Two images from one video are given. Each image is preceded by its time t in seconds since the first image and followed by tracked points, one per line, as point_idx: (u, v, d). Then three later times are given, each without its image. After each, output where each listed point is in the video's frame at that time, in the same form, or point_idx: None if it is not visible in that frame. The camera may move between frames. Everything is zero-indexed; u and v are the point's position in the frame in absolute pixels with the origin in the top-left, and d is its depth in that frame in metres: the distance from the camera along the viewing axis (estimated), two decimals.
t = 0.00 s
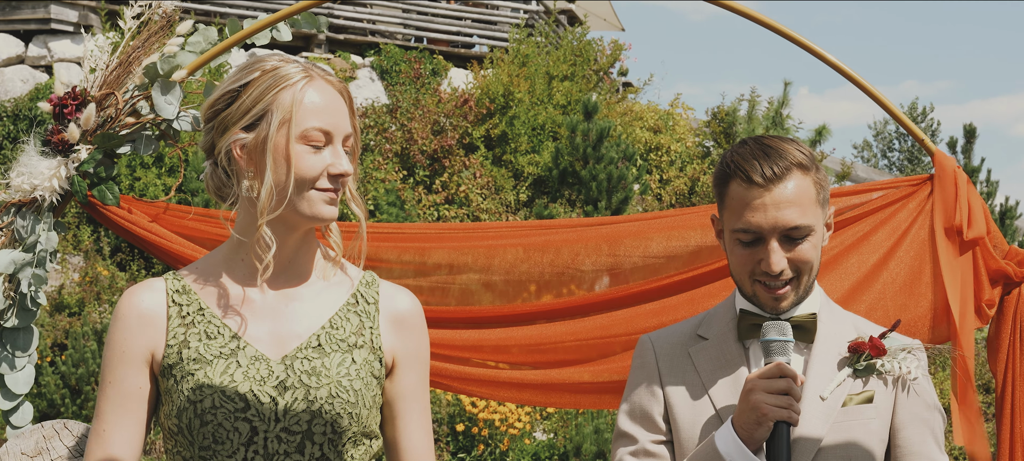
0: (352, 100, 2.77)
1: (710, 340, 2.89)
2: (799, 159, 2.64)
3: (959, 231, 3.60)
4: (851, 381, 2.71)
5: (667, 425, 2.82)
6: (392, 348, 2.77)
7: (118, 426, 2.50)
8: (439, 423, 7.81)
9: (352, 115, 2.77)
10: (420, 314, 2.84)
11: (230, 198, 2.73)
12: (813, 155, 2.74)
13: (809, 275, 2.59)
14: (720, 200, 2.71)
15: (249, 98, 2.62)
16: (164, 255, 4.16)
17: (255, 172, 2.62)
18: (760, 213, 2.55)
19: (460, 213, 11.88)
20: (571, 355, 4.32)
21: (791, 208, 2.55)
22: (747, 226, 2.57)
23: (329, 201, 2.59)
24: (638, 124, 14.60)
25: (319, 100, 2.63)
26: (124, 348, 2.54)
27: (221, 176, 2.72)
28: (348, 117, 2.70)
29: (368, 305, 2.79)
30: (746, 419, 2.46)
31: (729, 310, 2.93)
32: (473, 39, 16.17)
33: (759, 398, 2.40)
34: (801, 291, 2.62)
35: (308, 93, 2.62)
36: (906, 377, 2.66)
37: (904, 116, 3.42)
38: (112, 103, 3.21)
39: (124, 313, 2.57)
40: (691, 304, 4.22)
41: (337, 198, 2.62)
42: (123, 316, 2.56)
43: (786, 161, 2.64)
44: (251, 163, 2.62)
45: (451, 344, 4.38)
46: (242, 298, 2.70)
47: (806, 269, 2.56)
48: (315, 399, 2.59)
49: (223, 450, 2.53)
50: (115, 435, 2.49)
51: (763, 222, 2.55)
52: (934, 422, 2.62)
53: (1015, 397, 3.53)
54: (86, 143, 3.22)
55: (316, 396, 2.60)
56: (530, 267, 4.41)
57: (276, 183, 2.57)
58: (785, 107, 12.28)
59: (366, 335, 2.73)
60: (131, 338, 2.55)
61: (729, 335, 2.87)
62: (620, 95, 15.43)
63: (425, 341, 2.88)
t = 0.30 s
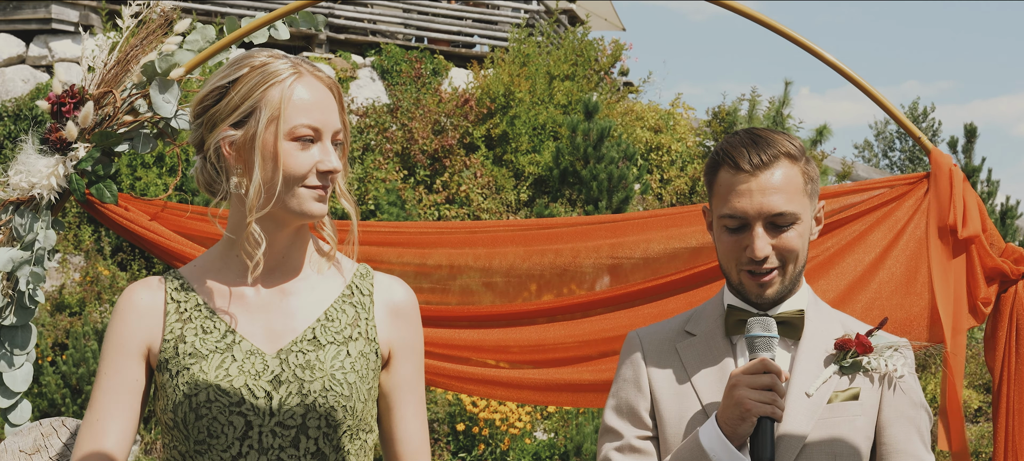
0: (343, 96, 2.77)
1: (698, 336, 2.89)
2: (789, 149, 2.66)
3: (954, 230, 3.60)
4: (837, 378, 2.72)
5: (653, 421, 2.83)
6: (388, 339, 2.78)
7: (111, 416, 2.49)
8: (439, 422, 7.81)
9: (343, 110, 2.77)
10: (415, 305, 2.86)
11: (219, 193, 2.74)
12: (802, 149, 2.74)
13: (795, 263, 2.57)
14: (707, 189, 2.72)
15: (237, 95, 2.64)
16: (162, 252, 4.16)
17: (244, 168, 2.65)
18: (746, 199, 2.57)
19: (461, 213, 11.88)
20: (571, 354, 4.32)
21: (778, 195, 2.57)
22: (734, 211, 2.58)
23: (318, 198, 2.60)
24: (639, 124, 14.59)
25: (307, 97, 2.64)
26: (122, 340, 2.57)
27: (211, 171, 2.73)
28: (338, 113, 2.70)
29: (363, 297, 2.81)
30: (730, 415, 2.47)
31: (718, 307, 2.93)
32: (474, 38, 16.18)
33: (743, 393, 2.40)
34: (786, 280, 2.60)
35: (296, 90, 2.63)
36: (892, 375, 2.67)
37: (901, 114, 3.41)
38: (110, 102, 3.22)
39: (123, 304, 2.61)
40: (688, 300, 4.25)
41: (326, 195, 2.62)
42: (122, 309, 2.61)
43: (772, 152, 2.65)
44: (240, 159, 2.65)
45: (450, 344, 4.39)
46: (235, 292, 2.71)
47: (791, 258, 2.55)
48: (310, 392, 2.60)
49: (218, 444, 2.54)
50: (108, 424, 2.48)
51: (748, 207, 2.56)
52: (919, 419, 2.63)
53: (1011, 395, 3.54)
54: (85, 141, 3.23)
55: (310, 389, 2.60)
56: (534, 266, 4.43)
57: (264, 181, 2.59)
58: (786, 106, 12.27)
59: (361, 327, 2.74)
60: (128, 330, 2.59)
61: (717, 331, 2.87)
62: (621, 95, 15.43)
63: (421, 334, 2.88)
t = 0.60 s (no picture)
0: (338, 99, 2.79)
1: (680, 339, 2.91)
2: (769, 156, 2.68)
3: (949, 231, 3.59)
4: (818, 380, 2.73)
5: (635, 422, 2.84)
6: (379, 346, 2.80)
7: (114, 426, 2.53)
8: (439, 422, 7.82)
9: (338, 113, 2.79)
10: (404, 311, 2.89)
11: (218, 197, 2.75)
12: (783, 154, 2.76)
13: (777, 271, 2.61)
14: (690, 195, 2.73)
15: (235, 98, 2.65)
16: (160, 253, 4.16)
17: (244, 171, 2.65)
18: (730, 208, 2.58)
19: (462, 213, 11.89)
20: (571, 355, 4.32)
21: (761, 203, 2.58)
22: (718, 220, 2.59)
23: (317, 200, 2.62)
24: (640, 124, 14.58)
25: (304, 100, 2.65)
26: (113, 344, 2.57)
27: (210, 175, 2.74)
28: (334, 115, 2.73)
29: (354, 303, 2.83)
30: (708, 413, 2.49)
31: (700, 310, 2.95)
32: (475, 39, 16.19)
33: (722, 392, 2.42)
34: (769, 286, 2.65)
35: (293, 93, 2.64)
36: (873, 377, 2.69)
37: (895, 114, 3.41)
38: (108, 103, 3.24)
39: (111, 308, 2.59)
40: (684, 301, 4.27)
41: (325, 197, 2.65)
42: (110, 312, 2.58)
43: (757, 157, 2.67)
44: (240, 162, 2.65)
45: (449, 346, 4.39)
46: (231, 294, 2.73)
47: (775, 265, 2.58)
48: (302, 396, 2.62)
49: (211, 447, 2.56)
50: (111, 434, 2.52)
51: (733, 216, 2.57)
52: (900, 422, 2.63)
53: (1005, 396, 3.55)
54: (83, 143, 3.24)
55: (302, 392, 2.62)
56: (536, 266, 4.44)
57: (265, 183, 2.59)
58: (787, 106, 12.27)
59: (352, 332, 2.76)
60: (119, 333, 2.58)
61: (699, 333, 2.89)
62: (622, 95, 15.42)
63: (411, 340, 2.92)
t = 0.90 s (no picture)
0: (327, 102, 2.81)
1: (650, 340, 2.92)
2: (739, 158, 2.72)
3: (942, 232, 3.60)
4: (788, 381, 2.74)
5: (607, 424, 2.86)
6: (371, 345, 2.81)
7: (104, 425, 2.57)
8: (440, 423, 7.82)
9: (327, 116, 2.81)
10: (398, 309, 2.89)
11: (208, 199, 2.77)
12: (752, 154, 2.81)
13: (749, 271, 2.63)
14: (661, 198, 2.77)
15: (223, 102, 2.67)
16: (156, 254, 4.19)
17: (231, 174, 2.67)
18: (700, 209, 2.62)
19: (462, 213, 11.89)
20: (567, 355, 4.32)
21: (733, 204, 2.62)
22: (687, 222, 2.62)
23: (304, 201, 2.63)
24: (640, 124, 14.58)
25: (292, 102, 2.67)
26: (104, 346, 2.59)
27: (199, 177, 2.75)
28: (322, 117, 2.74)
29: (346, 301, 2.83)
30: (673, 414, 2.51)
31: (671, 311, 2.96)
32: (476, 39, 16.21)
33: (686, 392, 2.44)
34: (741, 287, 2.66)
35: (281, 96, 2.66)
36: (843, 377, 2.71)
37: (884, 113, 3.42)
38: (104, 105, 3.24)
39: (103, 309, 2.61)
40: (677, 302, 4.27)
41: (314, 199, 2.66)
42: (102, 313, 2.61)
43: (727, 160, 2.71)
44: (228, 164, 2.67)
45: (445, 348, 4.39)
46: (221, 293, 2.75)
47: (746, 266, 2.61)
48: (291, 396, 2.63)
49: (201, 447, 2.58)
50: (102, 433, 2.56)
51: (703, 218, 2.61)
52: (869, 422, 2.65)
53: (996, 396, 3.57)
54: (78, 144, 3.24)
55: (292, 392, 2.64)
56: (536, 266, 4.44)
57: (251, 184, 2.62)
58: (788, 107, 12.26)
59: (344, 331, 2.77)
60: (110, 335, 2.60)
61: (669, 335, 2.90)
62: (623, 95, 15.43)
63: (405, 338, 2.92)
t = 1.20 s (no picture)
0: (322, 104, 2.80)
1: (627, 342, 2.95)
2: (718, 160, 2.75)
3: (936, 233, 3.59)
4: (764, 384, 2.78)
5: (584, 426, 2.87)
6: (361, 347, 2.81)
7: (98, 425, 2.57)
8: (439, 422, 7.84)
9: (322, 119, 2.81)
10: (392, 311, 2.88)
11: (201, 198, 2.76)
12: (729, 157, 2.85)
13: (729, 276, 2.66)
14: (641, 201, 2.79)
15: (215, 101, 2.68)
16: (149, 255, 4.19)
17: (222, 172, 2.67)
18: (681, 212, 2.65)
19: (462, 213, 11.89)
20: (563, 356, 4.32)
21: (712, 208, 2.64)
22: (670, 225, 2.65)
23: (292, 203, 2.63)
24: (640, 124, 14.58)
25: (285, 104, 2.67)
26: (97, 346, 2.61)
27: (193, 175, 2.75)
28: (315, 118, 2.74)
29: (337, 302, 2.83)
30: (653, 418, 2.53)
31: (646, 313, 2.98)
32: (476, 39, 16.21)
33: (665, 396, 2.46)
34: (722, 291, 2.69)
35: (273, 97, 2.66)
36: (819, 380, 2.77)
37: (875, 112, 3.44)
38: (97, 105, 3.24)
39: (96, 310, 2.63)
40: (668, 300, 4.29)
41: (302, 200, 2.66)
42: (96, 314, 2.63)
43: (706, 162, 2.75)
44: (219, 163, 2.67)
45: (441, 350, 4.39)
46: (210, 292, 2.75)
47: (727, 269, 2.63)
48: (279, 397, 2.64)
49: (188, 447, 2.59)
50: (95, 433, 2.56)
51: (685, 222, 2.63)
52: (845, 425, 2.73)
53: (989, 396, 3.57)
54: (71, 145, 3.25)
55: (280, 394, 2.64)
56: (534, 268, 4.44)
57: (240, 183, 2.62)
58: (788, 107, 12.24)
59: (334, 332, 2.77)
60: (103, 335, 2.62)
61: (645, 337, 2.93)
62: (623, 95, 15.41)
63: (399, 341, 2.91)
